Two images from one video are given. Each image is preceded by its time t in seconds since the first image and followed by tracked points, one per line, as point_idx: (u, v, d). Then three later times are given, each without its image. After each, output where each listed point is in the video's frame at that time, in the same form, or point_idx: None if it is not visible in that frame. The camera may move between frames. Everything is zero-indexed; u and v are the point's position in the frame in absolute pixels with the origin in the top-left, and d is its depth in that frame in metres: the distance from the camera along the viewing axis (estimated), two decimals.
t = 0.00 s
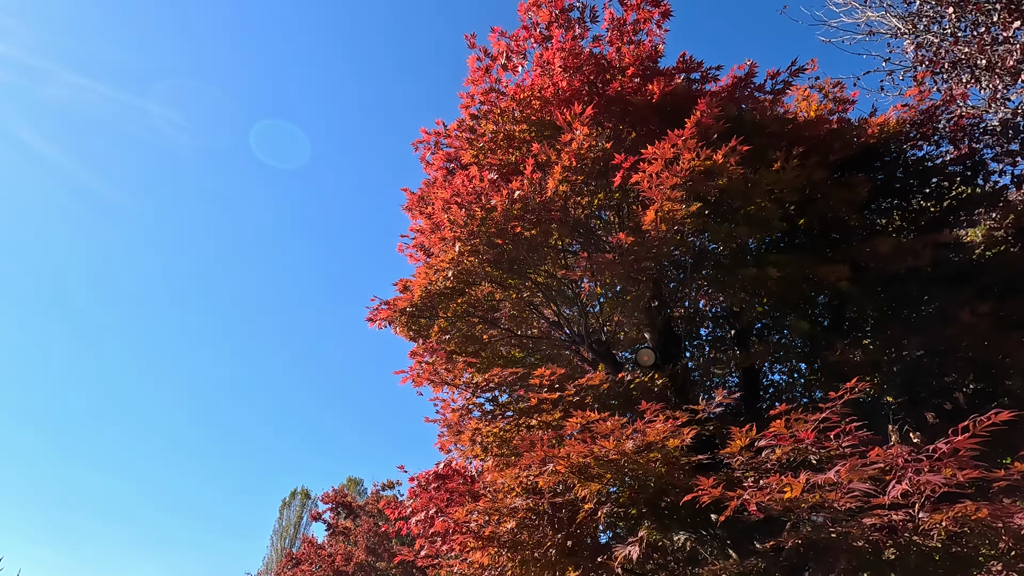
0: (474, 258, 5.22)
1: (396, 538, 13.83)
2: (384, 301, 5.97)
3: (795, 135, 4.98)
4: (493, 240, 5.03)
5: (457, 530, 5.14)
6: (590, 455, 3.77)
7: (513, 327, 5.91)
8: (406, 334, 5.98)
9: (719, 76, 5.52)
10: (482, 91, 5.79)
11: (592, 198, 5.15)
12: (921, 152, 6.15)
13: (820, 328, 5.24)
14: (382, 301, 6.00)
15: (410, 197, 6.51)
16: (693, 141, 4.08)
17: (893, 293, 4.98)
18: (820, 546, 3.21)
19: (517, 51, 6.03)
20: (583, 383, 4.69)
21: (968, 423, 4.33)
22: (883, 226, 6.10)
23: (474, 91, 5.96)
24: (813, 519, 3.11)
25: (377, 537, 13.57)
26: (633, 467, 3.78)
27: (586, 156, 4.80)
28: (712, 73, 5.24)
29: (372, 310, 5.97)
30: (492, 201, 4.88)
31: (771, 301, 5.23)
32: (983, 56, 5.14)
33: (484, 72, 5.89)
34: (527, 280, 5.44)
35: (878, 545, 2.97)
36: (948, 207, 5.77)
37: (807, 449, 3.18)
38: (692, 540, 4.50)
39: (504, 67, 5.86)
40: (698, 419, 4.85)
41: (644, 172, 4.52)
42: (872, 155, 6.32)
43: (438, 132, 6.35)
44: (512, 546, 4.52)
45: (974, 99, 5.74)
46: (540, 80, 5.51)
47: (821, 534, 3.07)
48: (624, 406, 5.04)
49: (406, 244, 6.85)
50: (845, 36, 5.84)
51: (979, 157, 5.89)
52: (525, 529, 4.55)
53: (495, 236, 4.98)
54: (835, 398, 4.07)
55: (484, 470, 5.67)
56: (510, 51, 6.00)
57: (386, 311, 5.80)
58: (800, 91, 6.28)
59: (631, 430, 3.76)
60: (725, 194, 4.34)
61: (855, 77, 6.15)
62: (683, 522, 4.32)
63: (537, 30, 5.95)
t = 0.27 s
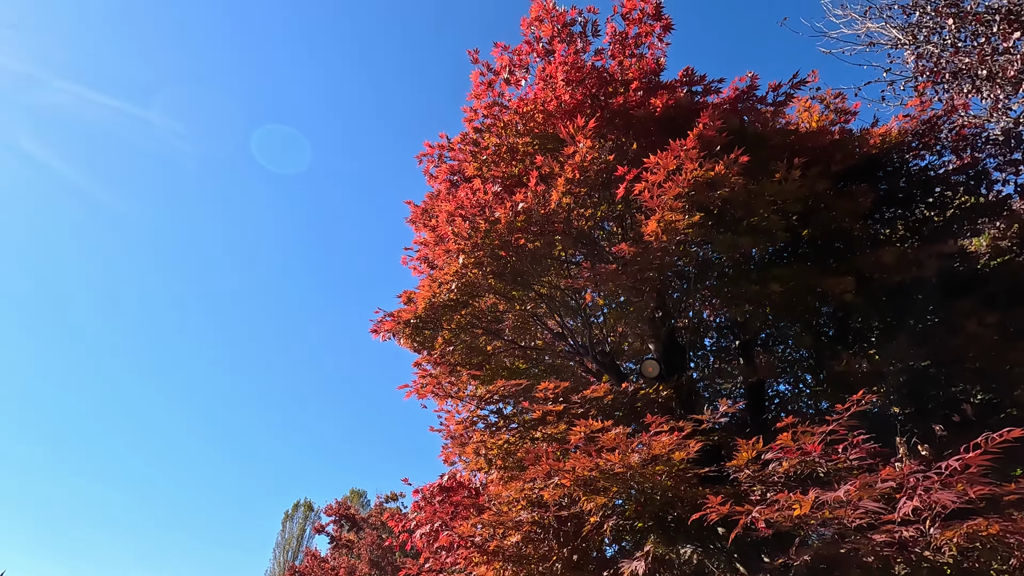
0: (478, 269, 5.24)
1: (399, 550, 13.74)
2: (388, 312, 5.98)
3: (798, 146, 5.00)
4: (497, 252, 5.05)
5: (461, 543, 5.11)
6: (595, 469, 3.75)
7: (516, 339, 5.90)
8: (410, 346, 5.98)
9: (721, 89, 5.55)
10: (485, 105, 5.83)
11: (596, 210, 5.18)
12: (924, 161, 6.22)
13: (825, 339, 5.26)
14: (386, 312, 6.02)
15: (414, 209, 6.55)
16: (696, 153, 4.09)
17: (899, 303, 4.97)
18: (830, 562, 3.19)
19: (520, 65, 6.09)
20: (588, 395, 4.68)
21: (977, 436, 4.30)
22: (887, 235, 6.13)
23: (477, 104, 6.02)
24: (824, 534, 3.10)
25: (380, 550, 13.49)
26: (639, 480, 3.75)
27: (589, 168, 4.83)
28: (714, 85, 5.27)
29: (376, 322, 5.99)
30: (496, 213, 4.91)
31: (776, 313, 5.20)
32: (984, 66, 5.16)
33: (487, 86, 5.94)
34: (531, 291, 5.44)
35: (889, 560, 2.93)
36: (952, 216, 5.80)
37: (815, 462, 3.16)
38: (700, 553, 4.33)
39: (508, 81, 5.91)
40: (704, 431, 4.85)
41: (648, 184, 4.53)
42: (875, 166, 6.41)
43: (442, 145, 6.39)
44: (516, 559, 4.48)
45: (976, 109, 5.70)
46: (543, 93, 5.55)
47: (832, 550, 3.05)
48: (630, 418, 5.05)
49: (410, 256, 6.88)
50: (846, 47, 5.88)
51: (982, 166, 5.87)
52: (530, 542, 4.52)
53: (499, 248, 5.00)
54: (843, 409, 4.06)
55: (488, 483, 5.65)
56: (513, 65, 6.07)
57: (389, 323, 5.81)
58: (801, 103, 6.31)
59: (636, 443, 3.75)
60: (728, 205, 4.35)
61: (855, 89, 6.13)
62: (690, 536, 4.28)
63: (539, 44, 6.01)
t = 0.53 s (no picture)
0: (481, 280, 5.26)
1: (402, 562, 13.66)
2: (392, 322, 6.01)
3: (800, 156, 5.01)
4: (500, 263, 5.06)
5: (465, 555, 5.10)
6: (600, 481, 3.74)
7: (520, 348, 5.85)
8: (413, 356, 5.99)
9: (722, 99, 5.58)
10: (488, 116, 5.88)
11: (598, 221, 5.20)
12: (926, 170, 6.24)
13: (830, 348, 5.25)
14: (390, 322, 6.04)
15: (417, 220, 6.58)
16: (697, 163, 4.11)
17: (904, 311, 4.91)
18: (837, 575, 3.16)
19: (522, 77, 6.15)
20: (591, 404, 4.68)
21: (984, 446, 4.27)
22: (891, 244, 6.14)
23: (480, 116, 6.07)
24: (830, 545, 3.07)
25: (384, 561, 13.42)
26: (643, 492, 3.74)
27: (592, 179, 4.85)
28: (715, 96, 5.30)
29: (379, 332, 6.00)
30: (499, 225, 4.93)
31: (780, 323, 5.18)
32: (984, 76, 5.19)
33: (490, 98, 5.99)
34: (534, 301, 5.45)
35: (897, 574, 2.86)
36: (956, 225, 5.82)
37: (821, 473, 3.14)
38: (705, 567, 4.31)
39: (510, 93, 5.96)
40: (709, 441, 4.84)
41: (650, 194, 4.54)
42: (877, 174, 6.43)
43: (445, 157, 6.44)
44: (521, 572, 4.48)
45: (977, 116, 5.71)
46: (545, 105, 5.59)
47: (840, 562, 3.02)
48: (635, 429, 5.05)
49: (414, 266, 6.91)
50: (846, 57, 5.91)
51: (985, 174, 5.89)
52: (535, 555, 4.51)
53: (502, 258, 5.02)
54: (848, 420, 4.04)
55: (492, 494, 5.64)
56: (515, 77, 6.12)
57: (393, 333, 5.83)
58: (803, 112, 6.33)
59: (641, 454, 3.74)
60: (730, 216, 4.36)
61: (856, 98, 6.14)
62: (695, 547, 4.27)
63: (541, 56, 6.06)
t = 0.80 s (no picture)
0: (485, 288, 5.26)
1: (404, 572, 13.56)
2: (395, 330, 6.01)
3: (802, 163, 5.02)
4: (504, 270, 5.06)
5: (470, 565, 5.08)
6: (606, 491, 3.72)
7: (524, 356, 5.89)
8: (417, 365, 5.98)
9: (724, 107, 5.60)
10: (491, 125, 5.91)
11: (602, 228, 5.21)
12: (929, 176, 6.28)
13: (835, 355, 5.28)
14: (394, 330, 6.04)
15: (420, 229, 6.59)
16: (701, 171, 4.11)
17: (909, 318, 4.92)
18: None
19: (525, 86, 6.18)
20: (595, 412, 4.64)
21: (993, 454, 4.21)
22: (894, 251, 6.18)
23: (483, 125, 6.10)
24: (836, 556, 2.96)
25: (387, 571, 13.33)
26: (649, 502, 3.71)
27: (595, 187, 4.86)
28: (717, 103, 5.31)
29: (383, 340, 6.00)
30: (503, 232, 4.94)
31: (784, 330, 5.16)
32: (986, 81, 5.20)
33: (493, 107, 6.02)
34: (537, 309, 5.44)
35: None
36: (959, 231, 5.84)
37: (828, 482, 3.11)
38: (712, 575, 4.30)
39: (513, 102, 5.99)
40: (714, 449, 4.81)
41: (653, 202, 4.55)
42: (880, 180, 6.46)
43: (448, 165, 6.46)
44: None
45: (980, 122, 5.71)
46: (548, 113, 5.62)
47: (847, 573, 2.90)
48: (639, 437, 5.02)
49: (417, 275, 6.92)
50: (847, 64, 5.93)
51: (988, 180, 5.93)
52: (540, 564, 4.46)
53: (506, 266, 5.02)
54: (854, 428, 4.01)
55: (496, 503, 5.62)
56: (518, 86, 6.15)
57: (397, 341, 5.83)
58: (805, 119, 6.35)
59: (646, 464, 3.72)
60: (734, 223, 4.36)
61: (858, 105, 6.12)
62: (702, 557, 4.23)
63: (544, 65, 6.10)
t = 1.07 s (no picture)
0: (486, 294, 5.26)
1: None
2: (397, 337, 6.01)
3: (803, 168, 5.02)
4: (505, 277, 5.07)
5: (472, 573, 5.06)
6: (608, 498, 3.70)
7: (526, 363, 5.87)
8: (419, 371, 5.98)
9: (725, 113, 5.61)
10: (492, 132, 5.94)
11: (603, 234, 5.23)
12: (931, 181, 6.27)
13: (838, 361, 5.24)
14: (395, 337, 6.05)
15: (422, 235, 6.61)
16: (701, 177, 4.11)
17: (912, 324, 4.93)
18: None
19: (526, 93, 6.21)
20: (597, 418, 4.61)
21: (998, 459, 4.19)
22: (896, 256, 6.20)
23: (484, 132, 6.13)
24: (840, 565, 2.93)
25: None
26: (652, 509, 3.69)
27: (596, 193, 4.88)
28: (718, 109, 5.33)
29: (384, 346, 5.99)
30: (504, 239, 4.95)
31: (786, 336, 5.13)
32: (987, 87, 5.21)
33: (494, 114, 6.05)
34: (539, 315, 5.43)
35: None
36: (962, 235, 5.82)
37: (833, 489, 3.10)
38: None
39: (514, 109, 6.02)
40: (717, 457, 4.77)
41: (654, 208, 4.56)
42: (882, 186, 6.48)
43: (449, 172, 6.49)
44: None
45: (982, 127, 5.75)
46: (549, 120, 5.64)
47: None
48: (642, 444, 4.98)
49: (419, 281, 6.94)
50: (847, 70, 5.95)
51: (991, 185, 5.90)
52: (542, 573, 4.40)
53: (508, 272, 5.03)
54: (859, 435, 3.98)
55: (499, 510, 5.61)
56: (519, 93, 6.18)
57: (398, 347, 5.83)
58: (805, 125, 6.36)
59: (649, 470, 3.71)
60: (735, 229, 4.36)
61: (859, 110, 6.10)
62: (706, 564, 4.16)
63: (544, 72, 6.13)
